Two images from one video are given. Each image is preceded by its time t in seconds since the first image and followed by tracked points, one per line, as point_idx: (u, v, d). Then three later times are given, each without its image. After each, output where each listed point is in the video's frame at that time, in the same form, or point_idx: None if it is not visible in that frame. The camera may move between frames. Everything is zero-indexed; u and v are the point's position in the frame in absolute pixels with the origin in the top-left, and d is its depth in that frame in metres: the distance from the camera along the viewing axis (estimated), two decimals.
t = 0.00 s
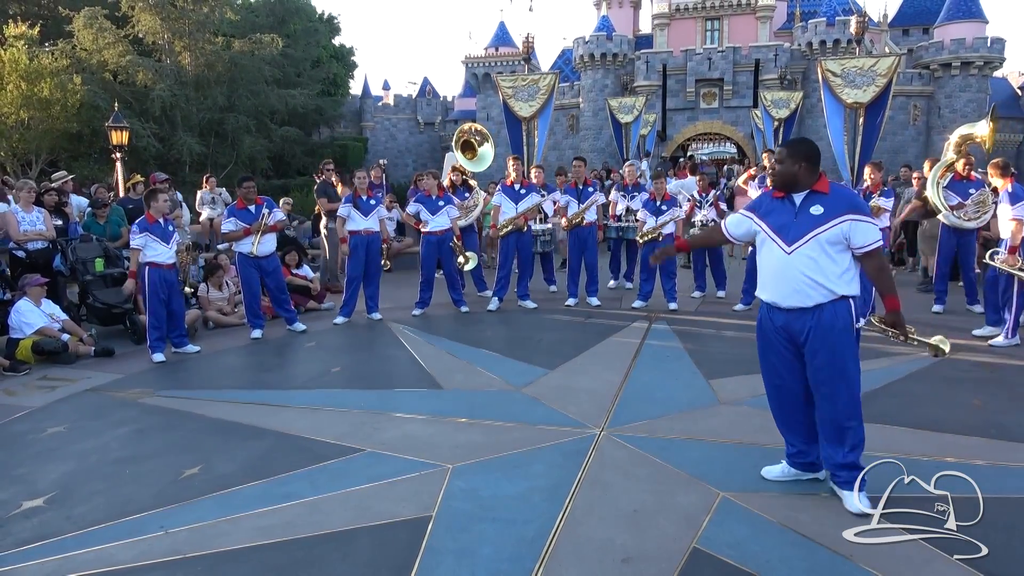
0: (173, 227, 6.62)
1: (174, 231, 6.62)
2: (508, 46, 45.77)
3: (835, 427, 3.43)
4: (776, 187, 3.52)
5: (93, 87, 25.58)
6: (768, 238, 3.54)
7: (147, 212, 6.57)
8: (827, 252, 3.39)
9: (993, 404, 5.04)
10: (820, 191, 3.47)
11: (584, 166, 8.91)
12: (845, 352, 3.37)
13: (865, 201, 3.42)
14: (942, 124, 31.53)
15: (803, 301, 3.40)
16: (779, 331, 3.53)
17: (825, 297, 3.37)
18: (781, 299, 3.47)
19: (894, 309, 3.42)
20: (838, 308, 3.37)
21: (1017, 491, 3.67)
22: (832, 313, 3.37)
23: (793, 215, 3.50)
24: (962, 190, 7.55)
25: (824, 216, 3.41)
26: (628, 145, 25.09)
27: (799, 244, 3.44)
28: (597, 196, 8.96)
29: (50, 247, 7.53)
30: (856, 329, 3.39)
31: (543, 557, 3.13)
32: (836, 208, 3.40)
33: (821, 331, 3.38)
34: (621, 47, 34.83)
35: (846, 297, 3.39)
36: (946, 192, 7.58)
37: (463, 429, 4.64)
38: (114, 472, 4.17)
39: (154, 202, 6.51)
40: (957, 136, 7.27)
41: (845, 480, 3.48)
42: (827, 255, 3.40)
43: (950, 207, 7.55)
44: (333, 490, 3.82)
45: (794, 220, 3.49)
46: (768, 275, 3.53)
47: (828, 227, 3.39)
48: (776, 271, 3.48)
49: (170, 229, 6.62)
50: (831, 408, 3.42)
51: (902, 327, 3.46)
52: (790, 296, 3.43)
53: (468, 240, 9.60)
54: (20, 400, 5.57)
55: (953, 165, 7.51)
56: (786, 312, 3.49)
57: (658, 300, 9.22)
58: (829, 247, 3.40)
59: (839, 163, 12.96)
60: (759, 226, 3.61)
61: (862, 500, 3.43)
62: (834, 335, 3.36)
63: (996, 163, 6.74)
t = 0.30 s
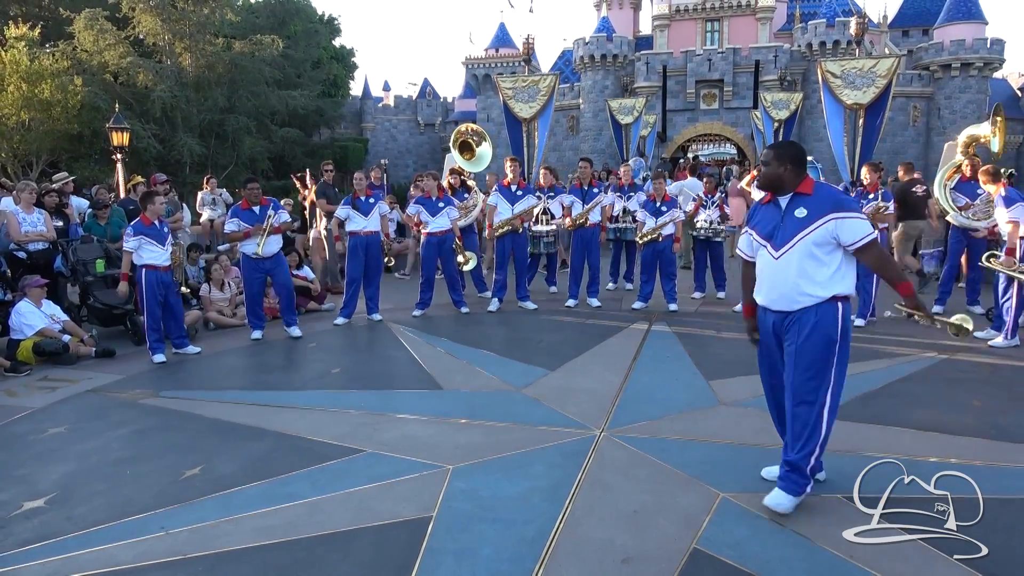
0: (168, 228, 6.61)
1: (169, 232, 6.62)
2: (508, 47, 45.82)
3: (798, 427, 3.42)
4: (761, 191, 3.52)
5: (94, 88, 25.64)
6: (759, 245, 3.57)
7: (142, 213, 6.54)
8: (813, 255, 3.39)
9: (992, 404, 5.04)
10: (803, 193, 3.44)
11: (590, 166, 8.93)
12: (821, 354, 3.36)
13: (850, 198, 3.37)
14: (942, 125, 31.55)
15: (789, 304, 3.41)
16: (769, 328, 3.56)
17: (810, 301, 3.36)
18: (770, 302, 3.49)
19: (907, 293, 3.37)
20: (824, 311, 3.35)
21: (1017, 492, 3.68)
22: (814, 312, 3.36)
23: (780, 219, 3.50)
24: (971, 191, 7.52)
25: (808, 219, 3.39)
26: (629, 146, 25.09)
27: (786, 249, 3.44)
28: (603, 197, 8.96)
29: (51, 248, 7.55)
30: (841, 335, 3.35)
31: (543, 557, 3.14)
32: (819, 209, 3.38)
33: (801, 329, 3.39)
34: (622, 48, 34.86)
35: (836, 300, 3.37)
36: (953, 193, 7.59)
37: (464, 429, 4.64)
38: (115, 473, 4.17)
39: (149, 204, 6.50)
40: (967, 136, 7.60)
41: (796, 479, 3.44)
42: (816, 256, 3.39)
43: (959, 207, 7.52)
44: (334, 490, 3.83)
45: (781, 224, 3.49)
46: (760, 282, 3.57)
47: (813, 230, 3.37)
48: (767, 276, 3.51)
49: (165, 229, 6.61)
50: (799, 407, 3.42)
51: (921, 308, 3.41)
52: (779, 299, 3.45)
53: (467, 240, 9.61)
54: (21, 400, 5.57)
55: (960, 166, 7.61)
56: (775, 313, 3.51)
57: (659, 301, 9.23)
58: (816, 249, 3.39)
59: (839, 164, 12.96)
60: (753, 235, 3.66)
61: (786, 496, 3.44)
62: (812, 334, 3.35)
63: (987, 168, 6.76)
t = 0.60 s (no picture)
0: (164, 229, 6.61)
1: (165, 232, 6.62)
2: (509, 49, 45.86)
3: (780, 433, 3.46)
4: (754, 192, 3.56)
5: (95, 89, 25.68)
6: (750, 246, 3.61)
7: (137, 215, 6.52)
8: (792, 259, 3.39)
9: (993, 406, 5.04)
10: (791, 197, 3.44)
11: (595, 168, 8.90)
12: (798, 364, 3.39)
13: (835, 203, 3.33)
14: (943, 126, 31.57)
15: (767, 308, 3.46)
16: (758, 337, 3.63)
17: (786, 307, 3.39)
18: (754, 305, 3.55)
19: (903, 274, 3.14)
20: (800, 319, 3.37)
21: (1017, 493, 3.68)
22: (790, 323, 3.40)
23: (768, 221, 3.52)
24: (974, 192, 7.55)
25: (790, 221, 3.39)
26: (629, 147, 25.08)
27: (768, 252, 3.47)
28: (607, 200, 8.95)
29: (52, 249, 7.55)
30: (818, 345, 3.35)
31: (543, 558, 3.15)
32: (802, 212, 3.37)
33: (779, 339, 3.44)
34: (622, 50, 34.87)
35: (815, 310, 3.36)
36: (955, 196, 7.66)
37: (465, 431, 4.64)
38: (116, 474, 4.18)
39: (144, 206, 6.47)
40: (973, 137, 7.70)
41: (778, 480, 3.46)
42: (798, 259, 3.39)
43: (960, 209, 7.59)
44: (334, 491, 3.83)
45: (768, 226, 3.51)
46: (750, 284, 3.61)
47: (792, 234, 3.37)
48: (753, 279, 3.56)
49: (161, 230, 6.61)
50: (782, 415, 3.47)
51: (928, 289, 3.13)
52: (760, 302, 3.49)
53: (468, 242, 9.62)
54: (21, 402, 5.58)
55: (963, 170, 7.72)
56: (761, 321, 3.57)
57: (659, 302, 9.23)
58: (796, 253, 3.38)
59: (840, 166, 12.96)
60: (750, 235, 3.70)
61: (766, 499, 3.45)
62: (788, 344, 3.39)
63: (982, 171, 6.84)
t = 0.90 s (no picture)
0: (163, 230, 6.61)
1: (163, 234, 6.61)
2: (509, 51, 45.93)
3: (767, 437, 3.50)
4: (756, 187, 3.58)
5: (96, 92, 25.72)
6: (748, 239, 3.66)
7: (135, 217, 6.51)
8: (765, 261, 3.43)
9: (993, 407, 5.04)
10: (784, 198, 3.44)
11: (598, 170, 8.88)
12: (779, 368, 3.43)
13: (812, 214, 3.27)
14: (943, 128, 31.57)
15: (744, 307, 3.56)
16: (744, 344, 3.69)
17: (759, 307, 3.48)
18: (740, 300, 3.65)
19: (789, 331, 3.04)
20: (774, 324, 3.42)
21: (1017, 494, 3.69)
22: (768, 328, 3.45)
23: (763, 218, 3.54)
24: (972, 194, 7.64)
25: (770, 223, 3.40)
26: (629, 149, 25.09)
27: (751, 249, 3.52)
28: (609, 203, 8.93)
29: (53, 251, 7.55)
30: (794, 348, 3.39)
31: (544, 559, 3.15)
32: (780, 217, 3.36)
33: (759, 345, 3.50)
34: (622, 51, 34.87)
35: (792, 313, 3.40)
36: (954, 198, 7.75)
37: (465, 433, 4.64)
38: (117, 475, 4.18)
39: (141, 209, 6.45)
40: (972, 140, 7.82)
41: (775, 482, 3.47)
42: (768, 262, 3.43)
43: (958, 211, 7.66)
44: (335, 492, 3.84)
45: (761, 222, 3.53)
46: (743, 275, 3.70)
47: (766, 237, 3.40)
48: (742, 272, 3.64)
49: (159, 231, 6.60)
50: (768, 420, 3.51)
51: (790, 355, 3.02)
52: (741, 297, 3.60)
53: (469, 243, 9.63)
54: (22, 403, 5.58)
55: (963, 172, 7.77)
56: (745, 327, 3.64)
57: (659, 304, 9.24)
58: (769, 256, 3.42)
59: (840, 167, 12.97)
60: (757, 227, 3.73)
61: (761, 503, 3.44)
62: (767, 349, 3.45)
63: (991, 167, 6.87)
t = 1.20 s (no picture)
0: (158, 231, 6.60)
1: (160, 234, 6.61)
2: (509, 53, 45.99)
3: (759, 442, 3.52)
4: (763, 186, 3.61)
5: (96, 93, 25.76)
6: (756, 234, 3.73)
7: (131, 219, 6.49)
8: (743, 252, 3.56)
9: (994, 410, 5.04)
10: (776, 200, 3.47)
11: (599, 172, 8.86)
12: (766, 375, 3.45)
13: (778, 218, 3.33)
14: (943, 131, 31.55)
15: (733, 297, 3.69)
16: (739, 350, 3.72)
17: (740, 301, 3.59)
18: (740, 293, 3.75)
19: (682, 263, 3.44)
20: (763, 328, 3.46)
21: (1017, 495, 3.69)
22: (758, 335, 3.48)
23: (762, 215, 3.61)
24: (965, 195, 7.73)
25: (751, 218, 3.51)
26: (630, 150, 25.09)
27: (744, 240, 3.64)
28: (609, 204, 8.92)
29: (54, 252, 7.54)
30: (782, 352, 3.40)
31: (545, 560, 3.16)
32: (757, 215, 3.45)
33: (749, 350, 3.53)
34: (622, 54, 34.85)
35: (778, 319, 3.43)
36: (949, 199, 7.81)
37: (465, 434, 4.64)
38: (117, 476, 4.18)
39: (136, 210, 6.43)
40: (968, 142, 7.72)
41: (774, 486, 3.47)
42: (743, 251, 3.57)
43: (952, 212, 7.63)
44: (336, 494, 3.84)
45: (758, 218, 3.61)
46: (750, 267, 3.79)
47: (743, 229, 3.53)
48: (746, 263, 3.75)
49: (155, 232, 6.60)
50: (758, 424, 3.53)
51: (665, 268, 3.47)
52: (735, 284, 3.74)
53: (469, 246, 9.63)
54: (22, 405, 5.58)
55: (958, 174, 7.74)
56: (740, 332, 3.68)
57: (660, 306, 9.23)
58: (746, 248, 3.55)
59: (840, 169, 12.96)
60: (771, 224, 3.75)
61: (763, 504, 3.45)
62: (756, 356, 3.48)
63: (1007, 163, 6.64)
